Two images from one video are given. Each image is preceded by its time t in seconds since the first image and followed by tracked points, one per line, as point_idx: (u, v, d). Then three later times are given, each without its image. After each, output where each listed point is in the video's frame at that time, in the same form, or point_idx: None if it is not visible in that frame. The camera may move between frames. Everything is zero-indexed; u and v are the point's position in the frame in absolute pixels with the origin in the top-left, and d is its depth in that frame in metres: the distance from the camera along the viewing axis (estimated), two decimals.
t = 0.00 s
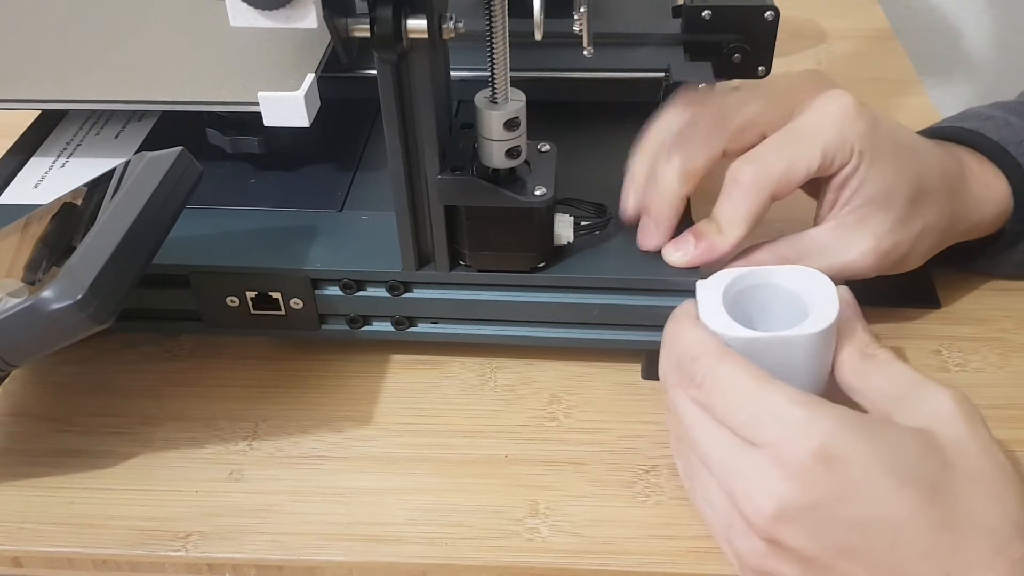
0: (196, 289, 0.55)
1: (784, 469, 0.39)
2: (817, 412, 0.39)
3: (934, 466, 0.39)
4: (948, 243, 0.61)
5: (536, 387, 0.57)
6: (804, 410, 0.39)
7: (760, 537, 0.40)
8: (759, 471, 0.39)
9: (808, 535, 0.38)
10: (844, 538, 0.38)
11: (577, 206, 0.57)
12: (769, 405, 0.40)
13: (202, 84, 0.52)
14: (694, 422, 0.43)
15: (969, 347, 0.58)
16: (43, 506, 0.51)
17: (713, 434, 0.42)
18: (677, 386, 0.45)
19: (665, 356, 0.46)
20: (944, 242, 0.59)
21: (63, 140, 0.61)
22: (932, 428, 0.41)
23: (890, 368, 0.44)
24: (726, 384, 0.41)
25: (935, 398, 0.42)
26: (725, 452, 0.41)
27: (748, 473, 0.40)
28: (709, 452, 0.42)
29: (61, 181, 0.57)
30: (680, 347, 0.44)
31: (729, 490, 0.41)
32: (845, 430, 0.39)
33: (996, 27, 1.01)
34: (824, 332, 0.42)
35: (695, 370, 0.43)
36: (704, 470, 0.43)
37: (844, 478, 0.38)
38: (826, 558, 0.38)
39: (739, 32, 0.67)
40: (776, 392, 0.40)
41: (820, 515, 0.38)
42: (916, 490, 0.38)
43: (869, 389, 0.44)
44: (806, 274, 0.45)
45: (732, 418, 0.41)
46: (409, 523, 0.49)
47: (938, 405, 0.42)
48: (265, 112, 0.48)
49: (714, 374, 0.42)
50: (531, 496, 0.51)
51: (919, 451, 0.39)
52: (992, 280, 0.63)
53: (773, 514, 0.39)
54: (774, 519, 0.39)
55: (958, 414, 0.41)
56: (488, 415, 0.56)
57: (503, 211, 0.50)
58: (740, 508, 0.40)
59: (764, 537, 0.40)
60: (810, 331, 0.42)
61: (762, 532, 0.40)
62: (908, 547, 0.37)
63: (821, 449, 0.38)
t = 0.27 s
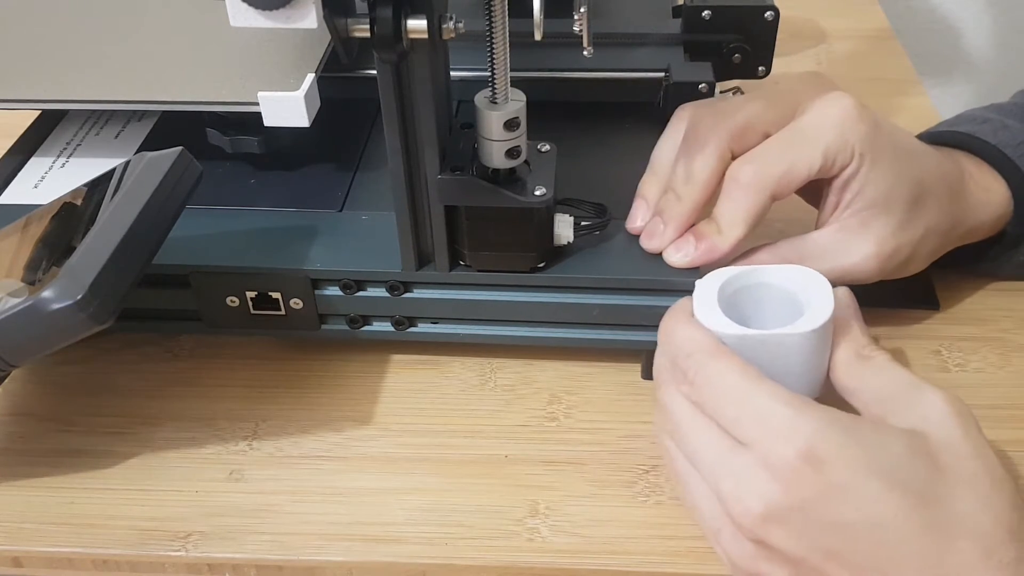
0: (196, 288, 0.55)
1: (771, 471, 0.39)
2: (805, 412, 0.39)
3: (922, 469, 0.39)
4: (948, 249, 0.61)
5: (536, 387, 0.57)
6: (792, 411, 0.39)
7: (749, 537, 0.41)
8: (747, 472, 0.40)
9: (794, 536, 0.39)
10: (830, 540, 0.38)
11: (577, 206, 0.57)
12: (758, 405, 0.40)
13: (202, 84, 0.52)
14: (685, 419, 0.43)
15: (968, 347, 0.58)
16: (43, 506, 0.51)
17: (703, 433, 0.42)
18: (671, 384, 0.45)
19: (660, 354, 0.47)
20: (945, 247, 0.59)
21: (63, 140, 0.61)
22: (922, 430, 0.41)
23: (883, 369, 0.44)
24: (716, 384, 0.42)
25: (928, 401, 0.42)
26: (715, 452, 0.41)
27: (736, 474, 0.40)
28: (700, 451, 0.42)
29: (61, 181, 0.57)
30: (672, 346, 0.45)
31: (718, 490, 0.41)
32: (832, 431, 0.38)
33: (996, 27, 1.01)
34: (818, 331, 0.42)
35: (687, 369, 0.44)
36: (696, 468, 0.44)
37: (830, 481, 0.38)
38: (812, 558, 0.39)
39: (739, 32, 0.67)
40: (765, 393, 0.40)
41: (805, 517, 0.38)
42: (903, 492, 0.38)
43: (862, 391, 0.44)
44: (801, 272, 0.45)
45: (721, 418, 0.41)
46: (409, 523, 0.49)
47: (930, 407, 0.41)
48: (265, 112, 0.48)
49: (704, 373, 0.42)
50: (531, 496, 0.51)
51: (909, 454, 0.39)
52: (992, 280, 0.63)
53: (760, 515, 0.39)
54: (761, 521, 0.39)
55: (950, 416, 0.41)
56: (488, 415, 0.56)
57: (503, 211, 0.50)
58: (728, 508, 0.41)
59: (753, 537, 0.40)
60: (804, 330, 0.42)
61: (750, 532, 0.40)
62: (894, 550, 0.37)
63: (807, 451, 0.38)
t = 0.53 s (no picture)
0: (196, 288, 0.55)
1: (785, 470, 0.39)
2: (816, 411, 0.39)
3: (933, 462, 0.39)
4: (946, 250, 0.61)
5: (536, 387, 0.57)
6: (803, 409, 0.39)
7: (763, 536, 0.41)
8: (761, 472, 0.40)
9: (813, 534, 0.39)
10: (847, 537, 0.38)
11: (577, 207, 0.57)
12: (768, 405, 0.40)
13: (202, 85, 0.52)
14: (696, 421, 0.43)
15: (969, 347, 0.58)
16: (43, 506, 0.51)
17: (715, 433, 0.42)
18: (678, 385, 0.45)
19: (665, 354, 0.47)
20: (944, 248, 0.59)
21: (63, 140, 0.61)
22: (930, 424, 0.41)
23: (888, 366, 0.44)
24: (725, 384, 0.41)
25: (933, 395, 0.42)
26: (728, 453, 0.41)
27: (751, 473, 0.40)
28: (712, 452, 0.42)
29: (61, 181, 0.57)
30: (678, 347, 0.44)
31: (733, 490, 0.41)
32: (844, 429, 0.38)
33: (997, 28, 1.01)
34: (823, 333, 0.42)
35: (694, 370, 0.43)
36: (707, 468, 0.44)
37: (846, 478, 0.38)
38: (831, 556, 0.39)
39: (739, 31, 0.67)
40: (775, 392, 0.40)
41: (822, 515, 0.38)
42: (917, 487, 0.38)
43: (868, 390, 0.44)
44: (805, 273, 0.45)
45: (732, 419, 0.41)
46: (409, 523, 0.49)
47: (936, 401, 0.42)
48: (265, 112, 0.48)
49: (712, 374, 0.42)
50: (531, 496, 0.51)
51: (919, 447, 0.39)
52: (992, 280, 0.63)
53: (776, 514, 0.39)
54: (777, 519, 0.39)
55: (956, 409, 0.41)
56: (488, 415, 0.56)
57: (503, 211, 0.50)
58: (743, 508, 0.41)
59: (768, 536, 0.41)
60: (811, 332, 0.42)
61: (766, 531, 0.40)
62: (912, 543, 0.38)
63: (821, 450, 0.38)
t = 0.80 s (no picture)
0: (196, 288, 0.55)
1: (778, 470, 0.39)
2: (810, 411, 0.39)
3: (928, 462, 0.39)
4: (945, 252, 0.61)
5: (536, 387, 0.57)
6: (797, 408, 0.39)
7: (757, 537, 0.41)
8: (754, 471, 0.40)
9: (807, 534, 0.39)
10: (839, 537, 0.38)
11: (577, 207, 0.57)
12: (762, 404, 0.40)
13: (202, 85, 0.52)
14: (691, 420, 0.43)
15: (969, 347, 0.58)
16: (42, 506, 0.51)
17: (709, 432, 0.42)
18: (673, 385, 0.45)
19: (663, 353, 0.47)
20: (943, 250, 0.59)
21: (63, 140, 0.61)
22: (925, 424, 0.41)
23: (887, 366, 0.44)
24: (720, 383, 0.41)
25: (931, 395, 0.42)
26: (722, 452, 0.41)
27: (744, 473, 0.40)
28: (707, 452, 0.42)
29: (61, 181, 0.57)
30: (676, 345, 0.44)
31: (727, 489, 0.41)
32: (838, 428, 0.39)
33: (997, 28, 1.01)
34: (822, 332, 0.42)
35: (691, 369, 0.43)
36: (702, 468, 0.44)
37: (839, 478, 0.38)
38: (825, 557, 0.39)
39: (739, 31, 0.67)
40: (769, 390, 0.40)
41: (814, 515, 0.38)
42: (911, 487, 0.38)
43: (866, 388, 0.44)
44: (804, 273, 0.45)
45: (727, 418, 0.41)
46: (409, 523, 0.49)
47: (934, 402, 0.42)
48: (265, 112, 0.48)
49: (708, 372, 0.42)
50: (531, 496, 0.51)
51: (913, 448, 0.39)
52: (992, 280, 0.63)
53: (769, 514, 0.39)
54: (770, 519, 0.39)
55: (955, 410, 0.41)
56: (488, 415, 0.56)
57: (503, 211, 0.50)
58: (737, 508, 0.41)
59: (762, 536, 0.41)
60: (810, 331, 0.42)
61: (760, 531, 0.40)
62: (906, 543, 0.37)
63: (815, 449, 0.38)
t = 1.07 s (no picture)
0: (196, 288, 0.55)
1: (762, 484, 0.39)
2: (794, 424, 0.39)
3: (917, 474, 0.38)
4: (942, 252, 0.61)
5: (536, 387, 0.57)
6: (781, 422, 0.39)
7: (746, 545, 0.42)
8: (739, 485, 0.40)
9: (790, 545, 0.39)
10: (824, 549, 0.38)
11: (577, 206, 0.57)
12: (747, 417, 0.40)
13: (202, 85, 0.52)
14: (680, 427, 0.43)
15: (969, 347, 0.58)
16: (42, 506, 0.51)
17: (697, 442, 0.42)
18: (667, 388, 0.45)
19: (659, 353, 0.47)
20: (940, 251, 0.60)
21: (63, 140, 0.61)
22: (917, 431, 0.40)
23: (882, 364, 0.43)
24: (707, 393, 0.41)
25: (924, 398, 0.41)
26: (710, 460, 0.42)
27: (730, 486, 0.40)
28: (696, 459, 0.42)
29: (61, 181, 0.57)
30: (669, 350, 0.45)
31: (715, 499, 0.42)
32: (821, 443, 0.38)
33: (998, 28, 1.01)
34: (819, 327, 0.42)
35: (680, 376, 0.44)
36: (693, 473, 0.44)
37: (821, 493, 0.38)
38: (808, 565, 0.39)
39: (739, 32, 0.67)
40: (755, 403, 0.40)
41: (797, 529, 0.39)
42: (898, 499, 0.37)
43: (860, 389, 0.44)
44: (800, 270, 0.45)
45: (714, 428, 0.41)
46: (409, 523, 0.49)
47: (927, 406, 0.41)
48: (265, 112, 0.48)
49: (695, 381, 0.42)
50: (531, 496, 0.51)
51: (902, 458, 0.38)
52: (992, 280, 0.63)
53: (754, 527, 0.40)
54: (756, 531, 0.40)
55: (948, 414, 0.40)
56: (488, 415, 0.56)
57: (503, 211, 0.50)
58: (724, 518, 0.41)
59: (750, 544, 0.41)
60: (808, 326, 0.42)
61: (747, 541, 0.41)
62: (887, 554, 0.37)
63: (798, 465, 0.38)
